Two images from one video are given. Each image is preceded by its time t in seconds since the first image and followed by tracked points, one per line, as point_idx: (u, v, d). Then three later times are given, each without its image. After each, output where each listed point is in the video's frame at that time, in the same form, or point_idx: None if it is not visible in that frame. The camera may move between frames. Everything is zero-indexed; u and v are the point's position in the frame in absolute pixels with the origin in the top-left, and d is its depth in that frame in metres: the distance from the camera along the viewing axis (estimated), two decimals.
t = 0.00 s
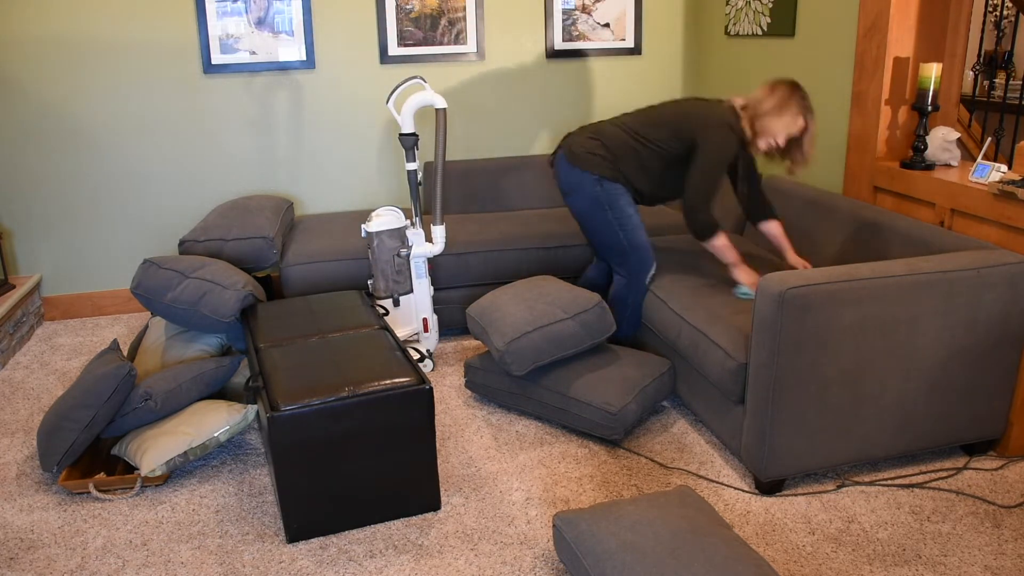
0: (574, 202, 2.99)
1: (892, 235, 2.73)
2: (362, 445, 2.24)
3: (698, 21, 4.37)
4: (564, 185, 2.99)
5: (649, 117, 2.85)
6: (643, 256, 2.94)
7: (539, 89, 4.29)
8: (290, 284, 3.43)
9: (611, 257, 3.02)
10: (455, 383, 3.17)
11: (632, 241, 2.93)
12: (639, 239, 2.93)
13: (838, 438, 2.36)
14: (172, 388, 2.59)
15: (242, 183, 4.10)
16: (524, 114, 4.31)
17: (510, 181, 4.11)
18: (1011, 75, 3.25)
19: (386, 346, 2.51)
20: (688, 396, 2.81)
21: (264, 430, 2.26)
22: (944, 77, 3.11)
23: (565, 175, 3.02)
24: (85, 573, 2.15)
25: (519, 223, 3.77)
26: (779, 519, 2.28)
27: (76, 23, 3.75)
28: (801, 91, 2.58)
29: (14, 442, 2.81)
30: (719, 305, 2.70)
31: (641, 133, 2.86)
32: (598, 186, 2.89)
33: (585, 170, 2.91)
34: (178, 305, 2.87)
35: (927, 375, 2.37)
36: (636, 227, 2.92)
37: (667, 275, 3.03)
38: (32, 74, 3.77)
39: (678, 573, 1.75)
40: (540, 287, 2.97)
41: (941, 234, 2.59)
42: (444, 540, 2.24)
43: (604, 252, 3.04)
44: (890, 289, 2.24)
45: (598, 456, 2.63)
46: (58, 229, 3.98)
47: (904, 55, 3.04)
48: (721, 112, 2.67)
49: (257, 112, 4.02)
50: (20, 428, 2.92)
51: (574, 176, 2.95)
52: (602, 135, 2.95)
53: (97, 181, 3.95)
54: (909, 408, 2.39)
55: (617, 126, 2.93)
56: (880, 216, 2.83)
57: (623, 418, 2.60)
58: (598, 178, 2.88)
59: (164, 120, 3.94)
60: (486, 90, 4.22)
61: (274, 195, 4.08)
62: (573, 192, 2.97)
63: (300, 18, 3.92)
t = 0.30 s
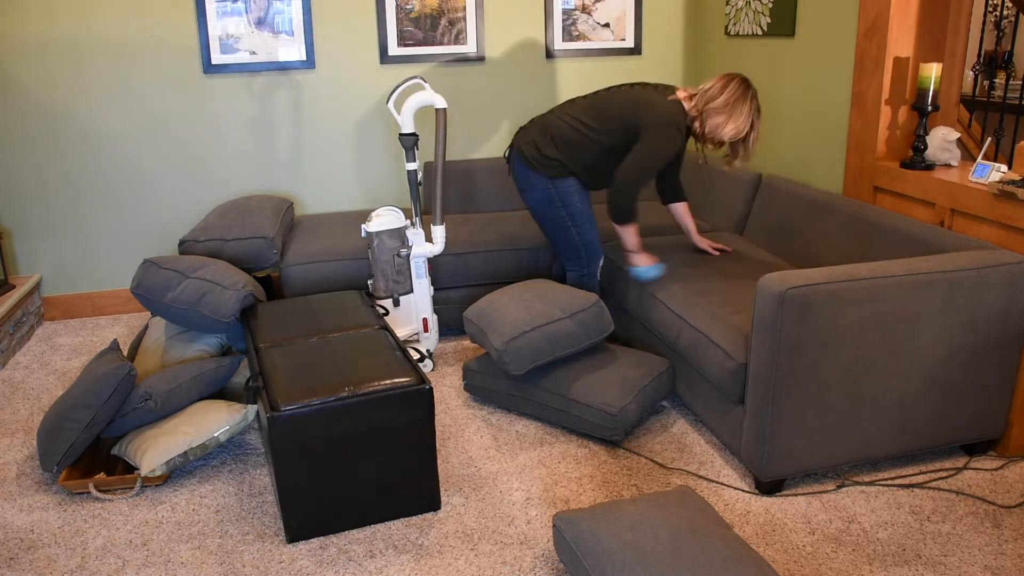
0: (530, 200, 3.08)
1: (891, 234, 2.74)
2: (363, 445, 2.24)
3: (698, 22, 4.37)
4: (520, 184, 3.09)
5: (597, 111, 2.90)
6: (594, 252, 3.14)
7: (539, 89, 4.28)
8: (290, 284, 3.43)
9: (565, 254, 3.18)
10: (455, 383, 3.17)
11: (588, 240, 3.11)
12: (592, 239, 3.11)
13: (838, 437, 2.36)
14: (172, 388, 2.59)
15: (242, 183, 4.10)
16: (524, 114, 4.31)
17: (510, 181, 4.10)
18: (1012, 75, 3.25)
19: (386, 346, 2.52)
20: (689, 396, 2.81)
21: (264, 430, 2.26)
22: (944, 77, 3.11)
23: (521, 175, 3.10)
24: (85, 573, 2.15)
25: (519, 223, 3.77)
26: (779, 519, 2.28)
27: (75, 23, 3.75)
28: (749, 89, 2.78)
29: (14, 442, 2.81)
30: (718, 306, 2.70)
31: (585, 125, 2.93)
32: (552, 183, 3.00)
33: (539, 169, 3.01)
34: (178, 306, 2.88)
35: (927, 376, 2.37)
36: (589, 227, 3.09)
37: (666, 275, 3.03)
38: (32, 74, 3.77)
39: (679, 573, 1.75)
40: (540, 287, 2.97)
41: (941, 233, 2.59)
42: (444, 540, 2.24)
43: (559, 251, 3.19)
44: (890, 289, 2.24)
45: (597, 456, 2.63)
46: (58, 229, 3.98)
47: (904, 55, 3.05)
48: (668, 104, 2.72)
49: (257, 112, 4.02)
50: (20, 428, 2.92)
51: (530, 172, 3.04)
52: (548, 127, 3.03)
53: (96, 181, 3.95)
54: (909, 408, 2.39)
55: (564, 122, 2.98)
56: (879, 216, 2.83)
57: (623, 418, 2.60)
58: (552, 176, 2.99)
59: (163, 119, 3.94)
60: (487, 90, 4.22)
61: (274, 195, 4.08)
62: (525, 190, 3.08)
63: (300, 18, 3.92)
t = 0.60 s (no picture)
0: (540, 197, 3.09)
1: (891, 234, 2.74)
2: (363, 445, 2.24)
3: (698, 22, 4.37)
4: (530, 180, 3.09)
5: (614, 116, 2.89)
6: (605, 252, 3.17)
7: (539, 89, 4.29)
8: (290, 284, 3.43)
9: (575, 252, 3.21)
10: (455, 383, 3.17)
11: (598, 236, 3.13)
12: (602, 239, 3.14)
13: (838, 438, 2.36)
14: (172, 388, 2.59)
15: (241, 183, 4.10)
16: (524, 114, 4.31)
17: (510, 180, 4.10)
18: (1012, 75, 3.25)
19: (386, 346, 2.52)
20: (689, 396, 2.80)
21: (264, 430, 2.26)
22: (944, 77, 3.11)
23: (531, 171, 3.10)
24: (85, 573, 2.15)
25: (519, 223, 3.77)
26: (779, 519, 2.28)
27: (75, 23, 3.75)
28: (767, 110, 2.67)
29: (14, 442, 2.81)
30: (718, 306, 2.70)
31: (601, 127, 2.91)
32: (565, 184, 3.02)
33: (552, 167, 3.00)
34: (178, 306, 2.88)
35: (927, 376, 2.37)
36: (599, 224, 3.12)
37: (666, 275, 3.03)
38: (32, 74, 3.77)
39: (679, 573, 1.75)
40: (539, 287, 2.97)
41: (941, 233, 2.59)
42: (444, 540, 2.24)
43: (569, 248, 3.21)
44: (890, 289, 2.24)
45: (598, 456, 2.63)
46: (58, 229, 3.98)
47: (904, 55, 3.05)
48: (687, 118, 2.75)
49: (257, 112, 4.02)
50: (20, 427, 2.92)
51: (543, 170, 3.04)
52: (564, 126, 2.99)
53: (96, 181, 3.95)
54: (909, 408, 2.39)
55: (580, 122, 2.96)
56: (879, 216, 2.83)
57: (623, 418, 2.60)
58: (566, 173, 2.99)
59: (163, 119, 3.94)
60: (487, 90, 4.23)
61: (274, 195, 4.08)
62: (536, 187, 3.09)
63: (300, 18, 3.92)
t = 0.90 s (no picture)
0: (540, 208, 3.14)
1: (891, 234, 2.74)
2: (362, 445, 2.24)
3: (699, 22, 4.37)
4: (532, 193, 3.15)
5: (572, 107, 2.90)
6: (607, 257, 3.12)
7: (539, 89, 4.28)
8: (290, 284, 3.42)
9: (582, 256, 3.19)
10: (455, 383, 3.17)
11: (619, 199, 2.85)
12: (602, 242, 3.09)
13: (837, 438, 2.36)
14: (172, 387, 2.59)
15: (241, 182, 4.10)
16: (523, 114, 4.30)
17: (510, 180, 4.10)
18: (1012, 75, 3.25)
19: (386, 345, 2.52)
20: (689, 396, 2.80)
21: (264, 430, 2.26)
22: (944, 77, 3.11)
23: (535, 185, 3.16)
24: (85, 573, 2.15)
25: (519, 223, 3.77)
26: (779, 519, 2.28)
27: (75, 23, 3.75)
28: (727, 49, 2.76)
29: (14, 442, 2.81)
30: (718, 306, 2.70)
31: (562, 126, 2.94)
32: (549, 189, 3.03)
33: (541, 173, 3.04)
34: (179, 306, 2.88)
35: (926, 376, 2.37)
36: (615, 184, 2.83)
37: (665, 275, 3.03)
38: (32, 74, 3.77)
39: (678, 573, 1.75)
40: (539, 287, 2.97)
41: (941, 233, 2.59)
42: (444, 540, 2.24)
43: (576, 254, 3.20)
44: (889, 290, 2.24)
45: (597, 456, 2.63)
46: (58, 229, 3.98)
47: (904, 55, 3.05)
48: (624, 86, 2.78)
49: (257, 111, 4.02)
50: (20, 428, 2.92)
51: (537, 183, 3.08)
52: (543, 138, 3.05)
53: (96, 180, 3.95)
54: (909, 408, 2.40)
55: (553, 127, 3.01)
56: (879, 216, 2.83)
57: (622, 418, 2.60)
58: (564, 170, 2.92)
59: (163, 119, 3.94)
60: (487, 90, 4.23)
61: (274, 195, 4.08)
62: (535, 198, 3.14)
63: (300, 18, 3.92)
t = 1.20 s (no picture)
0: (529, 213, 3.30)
1: (890, 234, 2.74)
2: (362, 445, 2.24)
3: (699, 22, 4.38)
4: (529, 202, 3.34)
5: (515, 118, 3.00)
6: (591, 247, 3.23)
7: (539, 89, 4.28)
8: (290, 284, 3.43)
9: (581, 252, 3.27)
10: (455, 383, 3.17)
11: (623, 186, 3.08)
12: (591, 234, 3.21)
13: (837, 438, 2.36)
14: (172, 387, 2.59)
15: (241, 182, 4.09)
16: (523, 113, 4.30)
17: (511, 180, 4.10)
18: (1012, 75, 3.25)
19: (386, 346, 2.52)
20: (689, 396, 2.80)
21: (264, 430, 2.26)
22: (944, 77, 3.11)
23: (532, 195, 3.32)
24: (85, 573, 2.15)
25: (520, 223, 3.77)
26: (779, 519, 2.28)
27: (76, 24, 3.75)
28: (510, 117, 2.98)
29: (14, 442, 2.81)
30: (718, 306, 2.70)
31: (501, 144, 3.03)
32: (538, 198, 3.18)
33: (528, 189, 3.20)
34: (179, 305, 2.88)
35: (926, 376, 2.37)
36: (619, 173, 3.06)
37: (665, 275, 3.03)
38: (32, 74, 3.77)
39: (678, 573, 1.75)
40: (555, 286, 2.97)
41: (941, 233, 2.59)
42: (444, 540, 2.24)
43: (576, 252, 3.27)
44: (889, 290, 2.24)
45: (597, 456, 2.63)
46: (58, 230, 3.98)
47: (904, 55, 3.05)
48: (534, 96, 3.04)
49: (257, 111, 4.02)
50: (20, 428, 2.92)
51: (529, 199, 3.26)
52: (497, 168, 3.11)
53: (96, 180, 3.95)
54: (909, 409, 2.39)
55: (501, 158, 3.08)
56: (879, 216, 2.83)
57: (622, 419, 2.60)
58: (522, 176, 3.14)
59: (163, 119, 3.94)
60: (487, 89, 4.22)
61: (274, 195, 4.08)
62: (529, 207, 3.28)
63: (300, 18, 3.92)
